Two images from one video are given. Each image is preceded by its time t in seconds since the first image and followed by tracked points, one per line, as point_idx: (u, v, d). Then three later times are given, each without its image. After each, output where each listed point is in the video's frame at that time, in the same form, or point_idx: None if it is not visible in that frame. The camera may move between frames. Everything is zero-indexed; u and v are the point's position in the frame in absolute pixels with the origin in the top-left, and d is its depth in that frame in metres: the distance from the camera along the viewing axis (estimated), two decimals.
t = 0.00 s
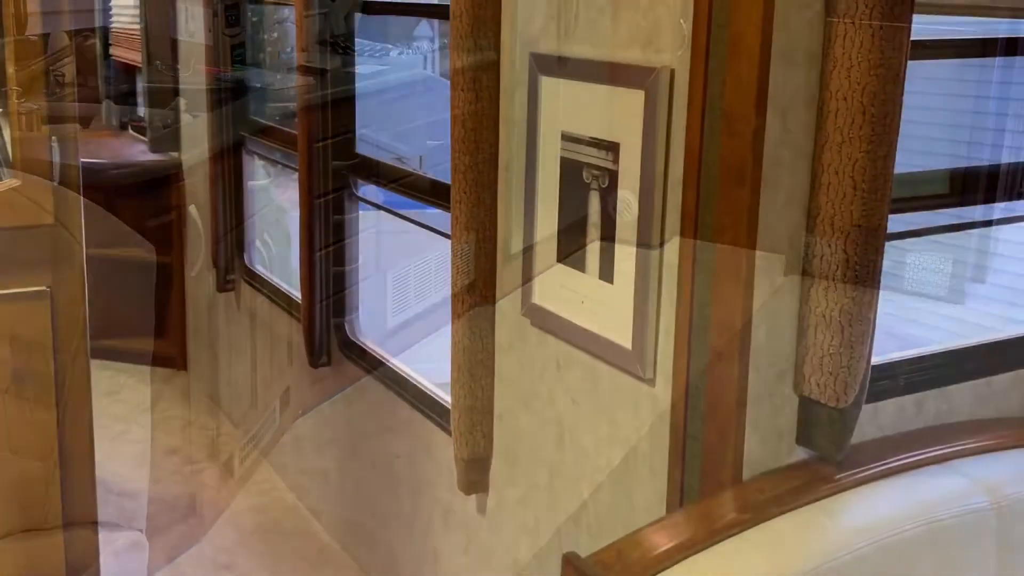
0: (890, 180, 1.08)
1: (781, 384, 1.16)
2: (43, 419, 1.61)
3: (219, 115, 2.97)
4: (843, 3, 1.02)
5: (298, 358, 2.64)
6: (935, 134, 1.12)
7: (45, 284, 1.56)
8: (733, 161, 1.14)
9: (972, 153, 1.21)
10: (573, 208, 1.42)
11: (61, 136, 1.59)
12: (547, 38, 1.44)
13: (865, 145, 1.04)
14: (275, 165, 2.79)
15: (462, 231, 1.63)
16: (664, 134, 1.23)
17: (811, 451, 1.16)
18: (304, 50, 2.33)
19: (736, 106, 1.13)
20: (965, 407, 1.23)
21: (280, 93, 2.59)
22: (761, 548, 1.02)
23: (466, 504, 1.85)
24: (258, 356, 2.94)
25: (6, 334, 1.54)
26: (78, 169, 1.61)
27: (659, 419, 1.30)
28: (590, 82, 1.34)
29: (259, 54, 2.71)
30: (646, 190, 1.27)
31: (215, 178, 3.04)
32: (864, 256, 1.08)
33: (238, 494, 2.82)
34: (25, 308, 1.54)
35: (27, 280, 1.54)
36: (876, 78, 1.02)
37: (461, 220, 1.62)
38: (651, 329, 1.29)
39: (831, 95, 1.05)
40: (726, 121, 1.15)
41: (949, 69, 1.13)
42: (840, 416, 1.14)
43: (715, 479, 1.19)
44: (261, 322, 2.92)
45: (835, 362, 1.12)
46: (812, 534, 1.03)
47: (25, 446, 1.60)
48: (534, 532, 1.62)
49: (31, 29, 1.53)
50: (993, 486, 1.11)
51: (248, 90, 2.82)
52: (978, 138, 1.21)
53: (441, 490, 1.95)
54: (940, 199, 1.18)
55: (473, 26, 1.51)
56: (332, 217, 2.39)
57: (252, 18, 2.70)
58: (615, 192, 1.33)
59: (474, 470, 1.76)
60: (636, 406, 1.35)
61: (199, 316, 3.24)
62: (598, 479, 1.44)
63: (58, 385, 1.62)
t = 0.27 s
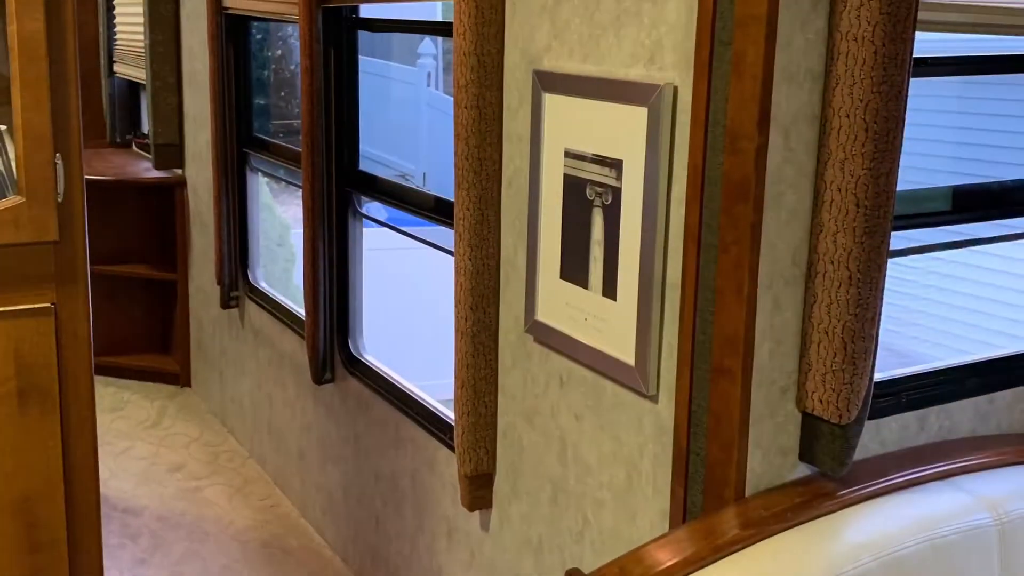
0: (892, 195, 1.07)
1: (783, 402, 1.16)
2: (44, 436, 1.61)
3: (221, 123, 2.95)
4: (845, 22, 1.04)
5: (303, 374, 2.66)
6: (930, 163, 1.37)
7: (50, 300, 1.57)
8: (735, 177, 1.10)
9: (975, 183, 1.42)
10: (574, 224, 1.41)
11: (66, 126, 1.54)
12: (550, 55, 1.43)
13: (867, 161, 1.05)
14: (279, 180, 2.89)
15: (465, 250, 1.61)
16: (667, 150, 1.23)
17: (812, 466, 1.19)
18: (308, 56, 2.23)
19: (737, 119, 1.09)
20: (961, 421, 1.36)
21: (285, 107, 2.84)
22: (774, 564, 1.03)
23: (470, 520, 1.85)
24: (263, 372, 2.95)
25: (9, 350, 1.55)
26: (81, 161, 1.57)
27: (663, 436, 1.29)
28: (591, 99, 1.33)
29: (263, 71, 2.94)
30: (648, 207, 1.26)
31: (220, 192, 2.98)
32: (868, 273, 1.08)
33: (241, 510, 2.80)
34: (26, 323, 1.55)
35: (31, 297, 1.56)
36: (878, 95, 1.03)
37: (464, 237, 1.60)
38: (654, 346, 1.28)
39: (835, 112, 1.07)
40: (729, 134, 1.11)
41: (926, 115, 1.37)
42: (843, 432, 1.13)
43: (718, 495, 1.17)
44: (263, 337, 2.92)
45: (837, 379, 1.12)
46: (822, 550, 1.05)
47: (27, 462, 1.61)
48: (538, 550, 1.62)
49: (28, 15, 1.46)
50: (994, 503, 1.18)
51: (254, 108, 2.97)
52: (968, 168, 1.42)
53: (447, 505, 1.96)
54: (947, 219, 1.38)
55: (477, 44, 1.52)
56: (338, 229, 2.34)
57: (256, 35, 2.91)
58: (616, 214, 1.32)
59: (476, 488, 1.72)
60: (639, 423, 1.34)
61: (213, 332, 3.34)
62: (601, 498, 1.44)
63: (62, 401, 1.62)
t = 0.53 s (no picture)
0: (895, 213, 1.08)
1: (786, 418, 1.17)
2: (48, 452, 1.61)
3: (226, 138, 2.96)
4: (848, 40, 1.05)
5: (307, 390, 2.66)
6: (932, 178, 1.38)
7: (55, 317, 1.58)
8: (737, 195, 1.11)
9: (977, 200, 1.42)
10: (578, 241, 1.41)
11: (68, 141, 1.55)
12: (553, 73, 1.44)
13: (869, 178, 1.05)
14: (284, 197, 2.92)
15: (468, 267, 1.62)
16: (670, 167, 1.23)
17: (815, 483, 1.20)
18: (311, 73, 2.24)
19: (740, 136, 1.10)
20: (962, 439, 1.36)
21: (290, 124, 2.88)
22: None
23: (474, 539, 1.85)
24: (267, 389, 2.95)
25: (13, 367, 1.56)
26: (85, 179, 1.57)
27: (667, 453, 1.30)
28: (595, 116, 1.34)
29: (267, 88, 2.97)
30: (651, 223, 1.26)
31: (224, 211, 2.99)
32: (871, 290, 1.08)
33: (245, 526, 2.80)
34: (31, 339, 1.56)
35: (36, 314, 1.57)
36: (880, 113, 1.03)
37: (467, 253, 1.61)
38: (657, 362, 1.29)
39: (837, 129, 1.07)
40: (732, 151, 1.11)
41: (928, 132, 1.38)
42: (846, 448, 1.13)
43: (722, 512, 1.17)
44: (268, 353, 2.92)
45: (839, 395, 1.12)
46: (825, 567, 1.05)
47: (32, 478, 1.61)
48: (541, 567, 1.61)
49: (31, 32, 1.46)
50: (996, 519, 1.17)
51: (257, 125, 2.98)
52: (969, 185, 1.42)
53: (449, 520, 1.96)
54: (948, 235, 1.39)
55: (480, 61, 1.53)
56: (343, 247, 2.35)
57: (260, 53, 2.94)
58: (619, 232, 1.33)
59: (478, 506, 1.71)
60: (641, 440, 1.34)
61: (218, 348, 3.34)
62: (606, 515, 1.43)
63: (66, 417, 1.62)
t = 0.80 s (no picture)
0: (898, 231, 1.08)
1: (788, 435, 1.17)
2: (53, 469, 1.61)
3: (230, 155, 2.98)
4: (851, 57, 1.05)
5: (310, 407, 2.66)
6: (934, 195, 1.38)
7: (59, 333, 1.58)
8: (739, 212, 1.11)
9: (979, 216, 1.42)
10: (582, 257, 1.42)
11: (72, 157, 1.55)
12: (557, 90, 1.45)
13: (872, 196, 1.05)
14: (287, 214, 2.94)
15: (472, 283, 1.62)
16: (674, 185, 1.24)
17: (818, 499, 1.20)
18: (316, 90, 2.25)
19: (743, 154, 1.10)
20: (965, 455, 1.36)
21: (294, 142, 2.91)
22: None
23: (477, 556, 1.84)
24: (271, 405, 2.95)
25: (17, 386, 1.56)
26: (89, 195, 1.58)
27: (670, 470, 1.29)
28: (598, 133, 1.35)
29: (271, 105, 2.99)
30: (654, 241, 1.27)
31: (228, 229, 2.99)
32: (874, 307, 1.08)
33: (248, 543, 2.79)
34: (36, 355, 1.57)
35: (40, 331, 1.57)
36: (884, 130, 1.03)
37: (470, 270, 1.62)
38: (660, 379, 1.29)
39: (840, 147, 1.08)
40: (735, 168, 1.12)
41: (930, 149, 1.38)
42: (849, 465, 1.13)
43: (725, 529, 1.17)
44: (271, 370, 2.92)
45: (842, 412, 1.12)
46: None
47: (37, 495, 1.61)
48: None
49: (36, 49, 1.47)
50: (998, 535, 1.17)
51: (261, 142, 3.00)
52: (971, 202, 1.43)
53: (452, 538, 1.95)
54: (951, 252, 1.39)
55: (484, 78, 1.53)
56: (346, 264, 2.36)
57: (264, 70, 2.96)
58: (622, 249, 1.33)
59: (481, 522, 1.71)
60: (644, 456, 1.34)
61: (222, 365, 3.35)
62: (609, 531, 1.43)
63: (70, 434, 1.62)
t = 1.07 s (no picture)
0: (900, 247, 1.08)
1: (791, 451, 1.17)
2: (58, 485, 1.62)
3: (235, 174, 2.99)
4: (853, 75, 1.06)
5: (314, 424, 2.66)
6: (937, 211, 1.39)
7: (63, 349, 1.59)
8: (743, 230, 1.12)
9: (982, 234, 1.43)
10: (585, 274, 1.42)
11: (76, 174, 1.56)
12: (560, 107, 1.45)
13: (874, 213, 1.06)
14: (291, 232, 2.95)
15: (475, 300, 1.62)
16: (676, 201, 1.24)
17: (820, 516, 1.20)
18: (319, 107, 2.26)
19: (746, 171, 1.10)
20: (967, 471, 1.36)
21: (297, 158, 2.92)
22: None
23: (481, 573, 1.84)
24: (275, 422, 2.95)
25: (21, 403, 1.57)
26: (93, 212, 1.58)
27: (672, 486, 1.29)
28: (602, 150, 1.35)
29: (275, 122, 3.01)
30: (657, 257, 1.27)
31: (232, 245, 3.00)
32: (876, 324, 1.09)
33: (252, 559, 2.78)
34: (41, 372, 1.57)
35: (45, 347, 1.58)
36: (886, 146, 1.04)
37: (474, 287, 1.62)
38: (663, 397, 1.29)
39: (842, 163, 1.08)
40: (738, 185, 1.12)
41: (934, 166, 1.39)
42: (851, 481, 1.13)
43: (728, 546, 1.17)
44: (275, 387, 2.93)
45: (845, 428, 1.12)
46: None
47: (41, 513, 1.61)
48: None
49: (40, 66, 1.47)
50: (1001, 551, 1.18)
51: (265, 159, 3.02)
52: (974, 219, 1.43)
53: (455, 554, 1.95)
54: (954, 269, 1.40)
55: (488, 96, 1.54)
56: (350, 281, 2.36)
57: (268, 87, 2.98)
58: (625, 265, 1.34)
59: (484, 538, 1.70)
60: (647, 472, 1.34)
61: (225, 382, 3.35)
62: (612, 547, 1.43)
63: (75, 451, 1.63)
